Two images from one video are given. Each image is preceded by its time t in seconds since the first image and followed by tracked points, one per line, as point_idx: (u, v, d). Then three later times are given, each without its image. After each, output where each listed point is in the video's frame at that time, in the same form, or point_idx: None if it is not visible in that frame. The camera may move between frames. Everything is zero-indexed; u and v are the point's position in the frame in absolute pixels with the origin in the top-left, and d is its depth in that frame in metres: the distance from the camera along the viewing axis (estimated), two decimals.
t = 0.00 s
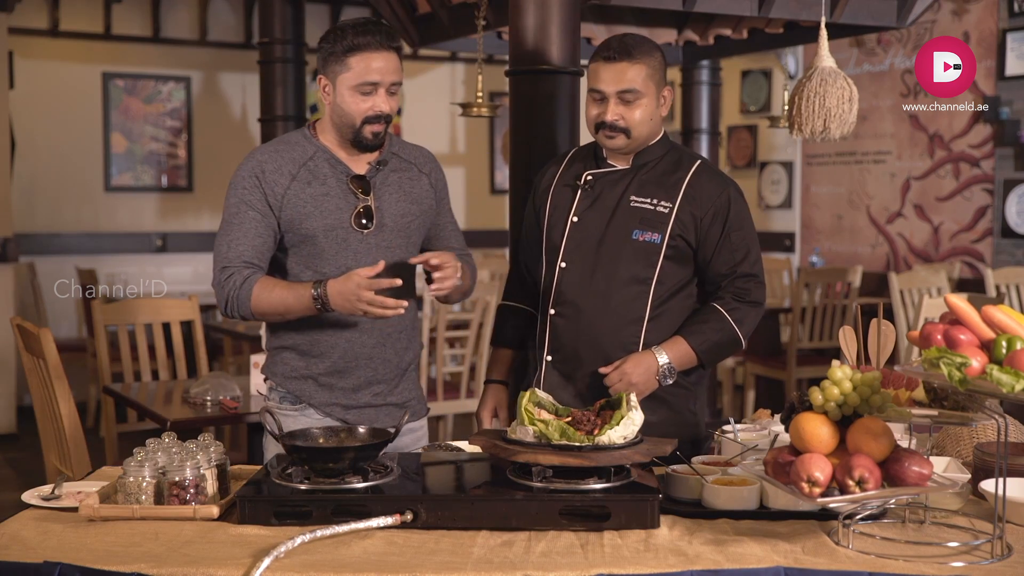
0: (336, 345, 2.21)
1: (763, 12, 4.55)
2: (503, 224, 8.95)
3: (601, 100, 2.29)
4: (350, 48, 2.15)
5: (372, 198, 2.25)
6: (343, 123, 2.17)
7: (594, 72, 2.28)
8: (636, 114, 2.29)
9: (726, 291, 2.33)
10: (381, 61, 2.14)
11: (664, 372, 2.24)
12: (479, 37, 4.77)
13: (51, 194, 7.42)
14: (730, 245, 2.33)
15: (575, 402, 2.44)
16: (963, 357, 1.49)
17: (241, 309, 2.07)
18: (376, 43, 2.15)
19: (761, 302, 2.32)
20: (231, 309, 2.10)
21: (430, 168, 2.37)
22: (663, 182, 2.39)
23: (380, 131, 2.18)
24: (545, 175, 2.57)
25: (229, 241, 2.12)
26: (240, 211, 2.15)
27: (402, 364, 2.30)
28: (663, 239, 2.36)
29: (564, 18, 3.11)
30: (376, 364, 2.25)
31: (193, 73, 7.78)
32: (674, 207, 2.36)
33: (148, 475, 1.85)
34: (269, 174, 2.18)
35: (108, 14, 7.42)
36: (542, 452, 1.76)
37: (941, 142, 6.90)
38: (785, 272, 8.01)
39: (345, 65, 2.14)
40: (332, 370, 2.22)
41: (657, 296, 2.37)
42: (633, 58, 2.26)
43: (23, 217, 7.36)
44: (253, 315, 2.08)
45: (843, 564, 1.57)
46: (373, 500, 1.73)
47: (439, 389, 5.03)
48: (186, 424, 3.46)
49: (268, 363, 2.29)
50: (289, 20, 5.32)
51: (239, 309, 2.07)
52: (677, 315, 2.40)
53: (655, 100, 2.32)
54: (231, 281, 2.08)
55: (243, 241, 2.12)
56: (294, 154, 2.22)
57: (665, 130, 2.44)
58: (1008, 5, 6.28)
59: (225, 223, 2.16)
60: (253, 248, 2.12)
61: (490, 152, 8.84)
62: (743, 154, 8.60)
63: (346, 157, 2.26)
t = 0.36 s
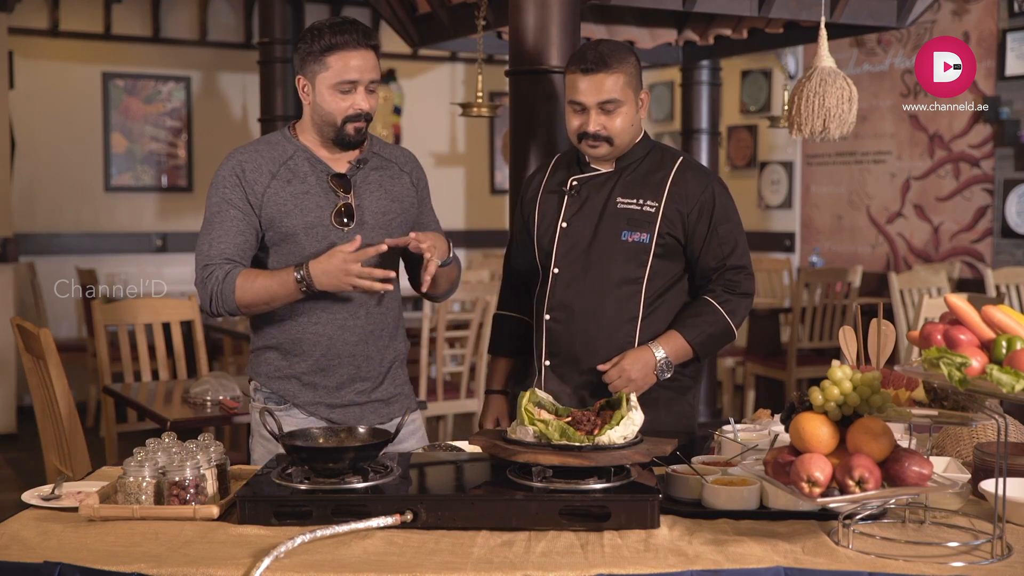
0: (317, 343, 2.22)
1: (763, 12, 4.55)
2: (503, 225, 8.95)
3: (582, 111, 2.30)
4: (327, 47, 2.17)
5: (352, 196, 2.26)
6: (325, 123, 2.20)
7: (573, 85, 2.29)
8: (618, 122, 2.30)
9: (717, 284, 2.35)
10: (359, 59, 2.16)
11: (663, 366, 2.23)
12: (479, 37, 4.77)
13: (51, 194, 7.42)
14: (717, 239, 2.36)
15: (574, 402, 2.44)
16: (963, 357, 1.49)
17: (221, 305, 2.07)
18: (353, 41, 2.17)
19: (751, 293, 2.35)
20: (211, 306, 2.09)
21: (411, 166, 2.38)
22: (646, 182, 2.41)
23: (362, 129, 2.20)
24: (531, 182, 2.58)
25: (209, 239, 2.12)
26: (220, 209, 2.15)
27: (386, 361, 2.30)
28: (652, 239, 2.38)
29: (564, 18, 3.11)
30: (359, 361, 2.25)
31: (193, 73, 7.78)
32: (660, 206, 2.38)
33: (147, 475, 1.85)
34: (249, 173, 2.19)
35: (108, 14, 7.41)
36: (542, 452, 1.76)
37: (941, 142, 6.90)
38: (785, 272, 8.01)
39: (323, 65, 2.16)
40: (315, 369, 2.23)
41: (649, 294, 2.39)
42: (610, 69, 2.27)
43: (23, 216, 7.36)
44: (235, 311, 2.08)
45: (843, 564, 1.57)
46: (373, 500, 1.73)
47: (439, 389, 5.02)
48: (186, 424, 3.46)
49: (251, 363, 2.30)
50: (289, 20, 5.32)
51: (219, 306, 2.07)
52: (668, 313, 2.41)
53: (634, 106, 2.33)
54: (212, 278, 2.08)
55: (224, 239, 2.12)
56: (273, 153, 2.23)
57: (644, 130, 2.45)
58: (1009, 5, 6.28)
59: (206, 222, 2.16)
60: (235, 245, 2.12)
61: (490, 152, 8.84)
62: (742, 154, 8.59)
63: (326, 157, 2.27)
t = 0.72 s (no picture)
0: (338, 346, 2.21)
1: (763, 12, 4.54)
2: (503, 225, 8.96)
3: (575, 110, 2.31)
4: (360, 50, 2.14)
5: (379, 200, 2.26)
6: (354, 126, 2.17)
7: (567, 84, 2.30)
8: (612, 120, 2.30)
9: (711, 279, 2.33)
10: (391, 64, 2.13)
11: (652, 360, 2.22)
12: (479, 37, 4.77)
13: (51, 193, 7.42)
14: (711, 233, 2.33)
15: (574, 402, 2.44)
16: (963, 357, 1.49)
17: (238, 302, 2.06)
18: (387, 46, 2.14)
19: (747, 288, 2.31)
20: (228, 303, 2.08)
21: (440, 170, 2.37)
22: (641, 179, 2.41)
23: (391, 134, 2.17)
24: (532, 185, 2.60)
25: (231, 235, 2.12)
26: (244, 205, 2.15)
27: (406, 366, 2.29)
28: (646, 233, 2.38)
29: (564, 19, 3.11)
30: (378, 366, 2.24)
31: (193, 73, 7.79)
32: (654, 201, 2.39)
33: (148, 475, 1.85)
34: (274, 172, 2.20)
35: (108, 14, 7.41)
36: (542, 452, 1.76)
37: (941, 142, 6.90)
38: (785, 272, 8.01)
39: (355, 68, 2.13)
40: (334, 372, 2.22)
41: (646, 291, 2.39)
42: (602, 67, 2.26)
43: (23, 216, 7.36)
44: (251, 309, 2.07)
45: (843, 564, 1.58)
46: (373, 500, 1.73)
47: (439, 389, 5.03)
48: (186, 424, 3.46)
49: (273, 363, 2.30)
50: (289, 20, 5.32)
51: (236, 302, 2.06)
52: (666, 307, 2.40)
53: (628, 104, 2.33)
54: (230, 274, 2.07)
55: (245, 236, 2.12)
56: (300, 152, 2.23)
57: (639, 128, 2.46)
58: (1009, 5, 6.28)
59: (230, 219, 2.17)
60: (255, 243, 2.12)
61: (490, 152, 8.84)
62: (743, 154, 8.60)
63: (354, 159, 2.26)
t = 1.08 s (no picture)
0: (366, 352, 2.17)
1: (763, 12, 4.54)
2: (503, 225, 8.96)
3: (579, 110, 2.31)
4: (408, 57, 2.09)
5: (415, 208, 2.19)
6: (395, 132, 2.12)
7: (570, 83, 2.30)
8: (615, 120, 2.30)
9: (713, 277, 2.33)
10: (440, 72, 2.08)
11: (651, 359, 2.22)
12: (479, 37, 4.77)
13: (51, 194, 7.42)
14: (713, 231, 2.33)
15: (575, 402, 2.44)
16: (963, 357, 1.49)
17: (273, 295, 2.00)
18: (436, 53, 2.09)
19: (749, 288, 2.31)
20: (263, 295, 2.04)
21: (481, 176, 2.29)
22: (643, 177, 2.41)
23: (432, 143, 2.12)
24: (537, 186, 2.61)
25: (269, 229, 2.08)
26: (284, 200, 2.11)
27: (435, 374, 2.24)
28: (647, 231, 2.38)
29: (564, 18, 3.12)
30: (405, 372, 2.20)
31: (193, 73, 7.79)
32: (656, 199, 2.38)
33: (148, 475, 1.85)
34: (315, 170, 2.15)
35: (108, 14, 7.41)
36: (542, 452, 1.76)
37: (942, 142, 6.89)
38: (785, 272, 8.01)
39: (402, 74, 2.09)
40: (361, 376, 2.19)
41: (647, 290, 2.39)
42: (606, 65, 2.27)
43: (23, 216, 7.36)
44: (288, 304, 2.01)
45: (843, 564, 1.57)
46: (372, 500, 1.73)
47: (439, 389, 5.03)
48: (186, 424, 3.46)
49: (304, 360, 2.29)
50: (289, 20, 5.32)
51: (270, 295, 2.00)
52: (667, 306, 2.40)
53: (631, 104, 2.33)
54: (265, 266, 2.03)
55: (284, 230, 2.07)
56: (343, 153, 2.18)
57: (643, 127, 2.46)
58: (1009, 5, 6.28)
59: (269, 214, 2.13)
60: (295, 237, 2.07)
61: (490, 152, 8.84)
62: (743, 154, 8.61)
63: (393, 163, 2.20)
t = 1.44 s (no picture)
0: (384, 356, 2.17)
1: (763, 12, 4.54)
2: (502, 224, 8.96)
3: (583, 113, 2.31)
4: (434, 68, 2.06)
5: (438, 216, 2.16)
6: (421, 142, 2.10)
7: (573, 87, 2.30)
8: (619, 122, 2.30)
9: (719, 279, 2.34)
10: (467, 85, 2.05)
11: (661, 362, 2.23)
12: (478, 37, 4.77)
13: (51, 194, 7.42)
14: (719, 232, 2.34)
15: (575, 402, 2.44)
16: (963, 357, 1.49)
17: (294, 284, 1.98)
18: (463, 66, 2.05)
19: (755, 288, 2.32)
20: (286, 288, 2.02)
21: (503, 183, 2.27)
22: (648, 178, 2.41)
23: (456, 155, 2.08)
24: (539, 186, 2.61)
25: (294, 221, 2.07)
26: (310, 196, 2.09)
27: (452, 375, 2.24)
28: (653, 233, 2.38)
29: (564, 18, 3.12)
30: (422, 377, 2.20)
31: (194, 73, 7.79)
32: (661, 201, 2.39)
33: (148, 475, 1.85)
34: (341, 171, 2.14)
35: (108, 14, 7.40)
36: (542, 452, 1.76)
37: (942, 142, 6.89)
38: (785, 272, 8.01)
39: (428, 85, 2.06)
40: (379, 379, 2.20)
41: (653, 291, 2.38)
42: (609, 68, 2.26)
43: (23, 216, 7.35)
44: (306, 287, 1.99)
45: (843, 564, 1.57)
46: (372, 500, 1.73)
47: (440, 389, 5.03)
48: (186, 424, 3.46)
49: (321, 359, 2.28)
50: (289, 20, 5.32)
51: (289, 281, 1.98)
52: (674, 307, 2.41)
53: (634, 106, 2.33)
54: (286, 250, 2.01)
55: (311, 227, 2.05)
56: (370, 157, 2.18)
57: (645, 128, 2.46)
58: (1008, 5, 6.28)
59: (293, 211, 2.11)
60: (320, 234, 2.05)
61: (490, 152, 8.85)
62: (743, 154, 8.62)
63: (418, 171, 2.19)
